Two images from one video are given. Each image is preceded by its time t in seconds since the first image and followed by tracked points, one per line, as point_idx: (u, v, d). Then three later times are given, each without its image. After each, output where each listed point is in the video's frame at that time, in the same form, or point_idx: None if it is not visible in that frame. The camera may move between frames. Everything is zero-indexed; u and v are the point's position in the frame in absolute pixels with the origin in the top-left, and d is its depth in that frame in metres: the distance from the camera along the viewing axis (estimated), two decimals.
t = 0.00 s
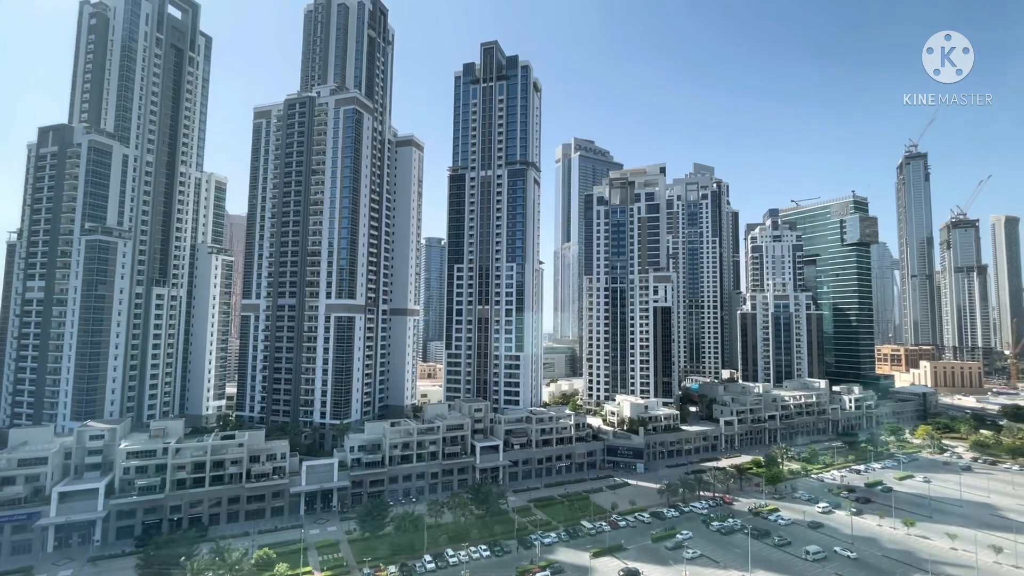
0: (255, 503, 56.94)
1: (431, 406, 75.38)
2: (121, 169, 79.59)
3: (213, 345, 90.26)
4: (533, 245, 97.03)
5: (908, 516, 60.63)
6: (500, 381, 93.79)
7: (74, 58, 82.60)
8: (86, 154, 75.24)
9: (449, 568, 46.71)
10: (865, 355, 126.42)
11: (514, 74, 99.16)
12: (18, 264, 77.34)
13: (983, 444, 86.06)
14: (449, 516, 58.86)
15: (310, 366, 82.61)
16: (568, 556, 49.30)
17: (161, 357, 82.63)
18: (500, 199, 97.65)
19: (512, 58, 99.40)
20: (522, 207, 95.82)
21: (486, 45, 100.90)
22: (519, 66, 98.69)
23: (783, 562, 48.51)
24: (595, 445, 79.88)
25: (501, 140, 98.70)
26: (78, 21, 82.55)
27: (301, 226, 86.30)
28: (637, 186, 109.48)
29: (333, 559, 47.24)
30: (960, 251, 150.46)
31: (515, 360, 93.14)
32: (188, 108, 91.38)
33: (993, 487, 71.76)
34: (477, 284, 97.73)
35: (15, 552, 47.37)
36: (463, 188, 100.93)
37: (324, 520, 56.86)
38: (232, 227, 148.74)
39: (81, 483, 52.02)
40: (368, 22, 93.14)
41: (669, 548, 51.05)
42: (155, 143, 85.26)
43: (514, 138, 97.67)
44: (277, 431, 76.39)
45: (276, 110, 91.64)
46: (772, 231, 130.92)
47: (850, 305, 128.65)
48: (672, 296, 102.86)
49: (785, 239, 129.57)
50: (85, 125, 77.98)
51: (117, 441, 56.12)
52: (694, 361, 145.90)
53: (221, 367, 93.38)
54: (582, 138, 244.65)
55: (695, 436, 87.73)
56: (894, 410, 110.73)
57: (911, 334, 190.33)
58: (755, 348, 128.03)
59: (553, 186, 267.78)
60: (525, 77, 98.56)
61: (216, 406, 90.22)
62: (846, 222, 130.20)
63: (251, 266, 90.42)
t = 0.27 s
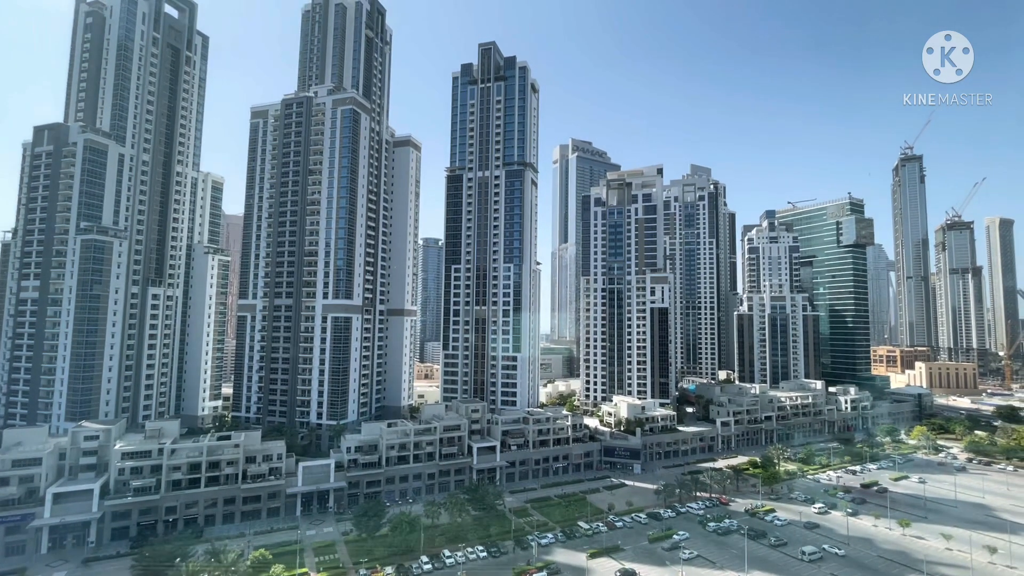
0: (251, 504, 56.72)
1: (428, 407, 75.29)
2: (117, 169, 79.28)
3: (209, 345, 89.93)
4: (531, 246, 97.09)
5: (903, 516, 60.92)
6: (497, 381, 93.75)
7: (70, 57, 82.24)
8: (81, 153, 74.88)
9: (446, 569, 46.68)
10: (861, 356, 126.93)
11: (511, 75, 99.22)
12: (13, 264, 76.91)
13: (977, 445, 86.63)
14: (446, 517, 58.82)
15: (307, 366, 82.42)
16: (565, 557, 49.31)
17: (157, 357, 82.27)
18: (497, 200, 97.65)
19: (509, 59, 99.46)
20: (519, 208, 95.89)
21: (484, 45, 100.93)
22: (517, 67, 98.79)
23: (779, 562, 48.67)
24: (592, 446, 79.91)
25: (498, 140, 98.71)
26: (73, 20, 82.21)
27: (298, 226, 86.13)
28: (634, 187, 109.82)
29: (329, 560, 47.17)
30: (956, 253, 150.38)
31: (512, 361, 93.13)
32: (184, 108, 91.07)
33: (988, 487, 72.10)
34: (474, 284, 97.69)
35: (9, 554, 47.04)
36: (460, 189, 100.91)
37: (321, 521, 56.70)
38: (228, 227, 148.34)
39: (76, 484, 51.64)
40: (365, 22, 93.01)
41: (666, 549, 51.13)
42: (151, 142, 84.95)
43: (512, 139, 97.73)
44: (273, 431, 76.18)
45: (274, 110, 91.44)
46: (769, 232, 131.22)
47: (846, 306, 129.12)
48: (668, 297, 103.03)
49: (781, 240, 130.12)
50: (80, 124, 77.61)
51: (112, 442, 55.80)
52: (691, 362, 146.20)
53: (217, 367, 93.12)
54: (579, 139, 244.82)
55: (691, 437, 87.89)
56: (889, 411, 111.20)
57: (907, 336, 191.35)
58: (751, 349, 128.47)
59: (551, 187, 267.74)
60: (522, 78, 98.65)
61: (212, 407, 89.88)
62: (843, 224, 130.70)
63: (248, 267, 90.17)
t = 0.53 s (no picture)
0: (247, 504, 56.58)
1: (425, 406, 75.15)
2: (112, 168, 78.85)
3: (204, 345, 89.59)
4: (528, 245, 97.08)
5: (898, 515, 61.23)
6: (494, 381, 93.71)
7: (65, 56, 81.77)
8: (76, 151, 74.44)
9: (442, 568, 46.63)
10: (856, 355, 127.47)
11: (509, 75, 99.13)
12: (6, 263, 76.42)
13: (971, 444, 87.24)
14: (443, 516, 58.78)
15: (303, 366, 82.21)
16: (561, 556, 49.34)
17: (152, 357, 81.91)
18: (494, 200, 97.59)
19: (507, 59, 99.36)
20: (516, 207, 95.88)
21: (481, 45, 100.83)
22: (514, 66, 98.71)
23: (774, 561, 48.85)
24: (589, 445, 79.99)
25: (496, 140, 98.62)
26: (68, 18, 81.71)
27: (295, 226, 85.87)
28: (631, 187, 110.08)
29: (326, 560, 47.08)
30: (951, 253, 152.87)
31: (509, 361, 93.11)
32: (180, 106, 90.63)
33: (982, 486, 72.50)
34: (471, 284, 97.63)
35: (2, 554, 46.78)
36: (457, 188, 100.79)
37: (317, 521, 56.54)
38: (224, 226, 147.87)
39: (70, 484, 51.30)
40: (362, 21, 92.78)
41: (662, 548, 51.24)
42: (146, 141, 84.55)
43: (509, 138, 97.64)
44: (269, 431, 75.95)
45: (270, 108, 91.13)
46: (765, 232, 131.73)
47: (842, 306, 129.61)
48: (665, 296, 103.15)
49: (777, 240, 130.59)
50: (75, 123, 77.17)
51: (106, 442, 55.51)
52: (687, 361, 146.50)
53: (213, 367, 92.75)
54: (576, 139, 244.95)
55: (688, 436, 88.08)
56: (884, 411, 111.69)
57: (902, 335, 192.45)
58: (747, 349, 128.82)
59: (548, 186, 267.69)
60: (520, 77, 98.59)
61: (207, 407, 89.51)
62: (838, 224, 131.14)
63: (244, 266, 89.86)
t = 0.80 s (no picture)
0: (245, 504, 56.47)
1: (422, 405, 75.14)
2: (107, 166, 78.37)
3: (201, 344, 89.27)
4: (525, 244, 97.07)
5: (893, 511, 61.62)
6: (491, 380, 93.72)
7: (58, 54, 81.15)
8: (70, 150, 73.95)
9: (440, 567, 46.66)
10: (852, 353, 128.10)
11: (505, 73, 98.97)
12: None
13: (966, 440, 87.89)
14: (440, 515, 58.79)
15: (300, 365, 82.02)
16: (559, 554, 49.43)
17: (148, 356, 81.57)
18: (491, 198, 97.50)
19: (503, 57, 99.16)
20: (513, 206, 95.82)
21: (478, 43, 100.62)
22: (511, 64, 98.55)
23: (771, 557, 49.10)
24: (586, 444, 80.12)
25: (492, 138, 98.47)
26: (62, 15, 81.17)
27: (291, 224, 85.58)
28: (628, 186, 110.13)
29: (323, 559, 47.03)
30: (946, 251, 153.97)
31: (507, 359, 93.13)
32: (175, 105, 90.14)
33: (977, 483, 73.02)
34: (468, 282, 97.58)
35: None
36: (454, 187, 100.64)
37: (314, 521, 56.43)
38: (220, 225, 147.40)
39: (65, 484, 51.06)
40: (358, 19, 92.44)
41: (659, 545, 51.41)
42: (141, 140, 84.07)
43: (506, 137, 97.48)
44: (266, 431, 75.76)
45: (266, 107, 90.75)
46: (762, 230, 133.13)
47: (837, 303, 130.17)
48: (662, 295, 103.30)
49: (773, 238, 131.04)
50: (69, 121, 76.64)
51: (102, 442, 55.27)
52: (684, 359, 146.89)
53: (209, 366, 92.41)
54: (573, 137, 244.97)
55: (684, 434, 88.33)
56: (880, 408, 112.34)
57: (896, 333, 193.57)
58: (744, 347, 129.25)
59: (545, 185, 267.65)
60: (516, 75, 98.49)
61: (204, 406, 89.20)
62: (834, 222, 131.57)
63: (240, 265, 89.51)
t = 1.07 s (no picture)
0: (244, 503, 56.48)
1: (421, 403, 75.21)
2: (103, 166, 78.06)
3: (199, 343, 89.13)
4: (523, 242, 97.04)
5: (891, 507, 61.84)
6: (490, 378, 93.74)
7: (53, 53, 80.72)
8: (66, 149, 73.61)
9: (440, 565, 46.69)
10: (850, 349, 128.45)
11: (503, 70, 98.79)
12: None
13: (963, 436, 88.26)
14: (440, 513, 58.85)
15: (299, 364, 81.95)
16: (559, 552, 49.50)
17: (146, 356, 81.44)
18: (490, 196, 97.41)
19: (501, 54, 98.97)
20: (512, 204, 95.71)
21: (476, 41, 100.38)
22: (509, 62, 98.37)
23: (770, 554, 49.26)
24: (585, 441, 80.24)
25: (491, 136, 98.32)
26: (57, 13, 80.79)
27: (289, 223, 85.42)
28: (627, 183, 110.17)
29: (323, 558, 47.03)
30: (943, 248, 154.67)
31: (506, 357, 93.17)
32: (172, 104, 89.80)
33: (974, 478, 73.30)
34: (467, 280, 97.55)
35: None
36: (452, 185, 100.51)
37: (314, 519, 56.42)
38: (218, 224, 147.07)
39: (64, 484, 50.97)
40: (355, 17, 92.11)
41: (659, 542, 51.54)
42: (138, 138, 83.73)
43: (504, 135, 97.34)
44: (265, 430, 75.69)
45: (263, 105, 90.46)
46: (760, 227, 133.03)
47: (836, 300, 130.43)
48: (661, 292, 103.36)
49: (772, 236, 131.17)
50: (65, 120, 76.30)
51: (101, 442, 55.23)
52: (683, 357, 147.10)
53: (208, 366, 92.25)
54: (571, 135, 244.83)
55: (683, 431, 88.50)
56: (878, 404, 112.71)
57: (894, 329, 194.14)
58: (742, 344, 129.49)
59: (543, 183, 267.47)
60: (514, 73, 98.34)
61: (203, 406, 89.11)
62: (832, 219, 131.75)
63: (238, 264, 89.32)
